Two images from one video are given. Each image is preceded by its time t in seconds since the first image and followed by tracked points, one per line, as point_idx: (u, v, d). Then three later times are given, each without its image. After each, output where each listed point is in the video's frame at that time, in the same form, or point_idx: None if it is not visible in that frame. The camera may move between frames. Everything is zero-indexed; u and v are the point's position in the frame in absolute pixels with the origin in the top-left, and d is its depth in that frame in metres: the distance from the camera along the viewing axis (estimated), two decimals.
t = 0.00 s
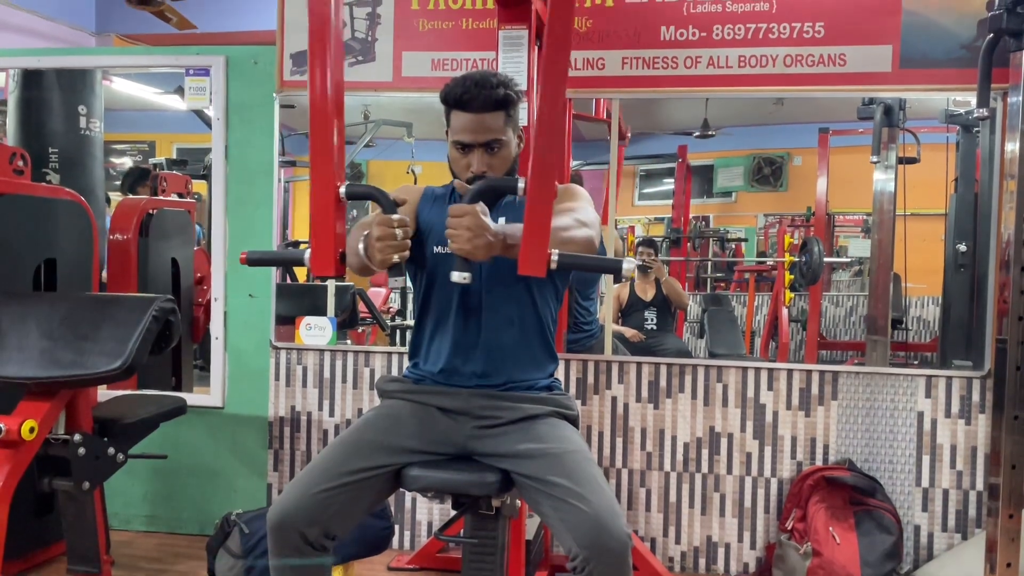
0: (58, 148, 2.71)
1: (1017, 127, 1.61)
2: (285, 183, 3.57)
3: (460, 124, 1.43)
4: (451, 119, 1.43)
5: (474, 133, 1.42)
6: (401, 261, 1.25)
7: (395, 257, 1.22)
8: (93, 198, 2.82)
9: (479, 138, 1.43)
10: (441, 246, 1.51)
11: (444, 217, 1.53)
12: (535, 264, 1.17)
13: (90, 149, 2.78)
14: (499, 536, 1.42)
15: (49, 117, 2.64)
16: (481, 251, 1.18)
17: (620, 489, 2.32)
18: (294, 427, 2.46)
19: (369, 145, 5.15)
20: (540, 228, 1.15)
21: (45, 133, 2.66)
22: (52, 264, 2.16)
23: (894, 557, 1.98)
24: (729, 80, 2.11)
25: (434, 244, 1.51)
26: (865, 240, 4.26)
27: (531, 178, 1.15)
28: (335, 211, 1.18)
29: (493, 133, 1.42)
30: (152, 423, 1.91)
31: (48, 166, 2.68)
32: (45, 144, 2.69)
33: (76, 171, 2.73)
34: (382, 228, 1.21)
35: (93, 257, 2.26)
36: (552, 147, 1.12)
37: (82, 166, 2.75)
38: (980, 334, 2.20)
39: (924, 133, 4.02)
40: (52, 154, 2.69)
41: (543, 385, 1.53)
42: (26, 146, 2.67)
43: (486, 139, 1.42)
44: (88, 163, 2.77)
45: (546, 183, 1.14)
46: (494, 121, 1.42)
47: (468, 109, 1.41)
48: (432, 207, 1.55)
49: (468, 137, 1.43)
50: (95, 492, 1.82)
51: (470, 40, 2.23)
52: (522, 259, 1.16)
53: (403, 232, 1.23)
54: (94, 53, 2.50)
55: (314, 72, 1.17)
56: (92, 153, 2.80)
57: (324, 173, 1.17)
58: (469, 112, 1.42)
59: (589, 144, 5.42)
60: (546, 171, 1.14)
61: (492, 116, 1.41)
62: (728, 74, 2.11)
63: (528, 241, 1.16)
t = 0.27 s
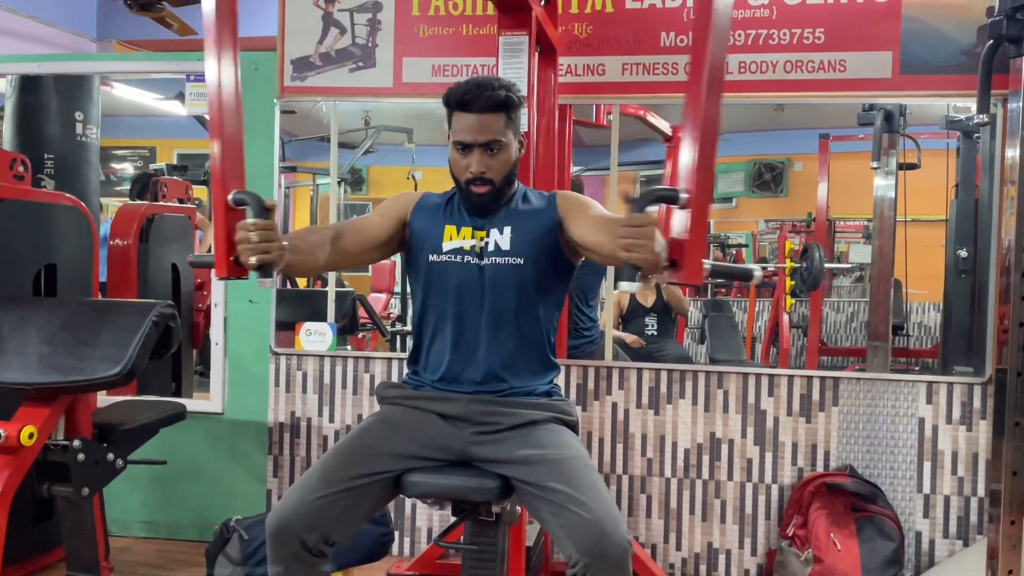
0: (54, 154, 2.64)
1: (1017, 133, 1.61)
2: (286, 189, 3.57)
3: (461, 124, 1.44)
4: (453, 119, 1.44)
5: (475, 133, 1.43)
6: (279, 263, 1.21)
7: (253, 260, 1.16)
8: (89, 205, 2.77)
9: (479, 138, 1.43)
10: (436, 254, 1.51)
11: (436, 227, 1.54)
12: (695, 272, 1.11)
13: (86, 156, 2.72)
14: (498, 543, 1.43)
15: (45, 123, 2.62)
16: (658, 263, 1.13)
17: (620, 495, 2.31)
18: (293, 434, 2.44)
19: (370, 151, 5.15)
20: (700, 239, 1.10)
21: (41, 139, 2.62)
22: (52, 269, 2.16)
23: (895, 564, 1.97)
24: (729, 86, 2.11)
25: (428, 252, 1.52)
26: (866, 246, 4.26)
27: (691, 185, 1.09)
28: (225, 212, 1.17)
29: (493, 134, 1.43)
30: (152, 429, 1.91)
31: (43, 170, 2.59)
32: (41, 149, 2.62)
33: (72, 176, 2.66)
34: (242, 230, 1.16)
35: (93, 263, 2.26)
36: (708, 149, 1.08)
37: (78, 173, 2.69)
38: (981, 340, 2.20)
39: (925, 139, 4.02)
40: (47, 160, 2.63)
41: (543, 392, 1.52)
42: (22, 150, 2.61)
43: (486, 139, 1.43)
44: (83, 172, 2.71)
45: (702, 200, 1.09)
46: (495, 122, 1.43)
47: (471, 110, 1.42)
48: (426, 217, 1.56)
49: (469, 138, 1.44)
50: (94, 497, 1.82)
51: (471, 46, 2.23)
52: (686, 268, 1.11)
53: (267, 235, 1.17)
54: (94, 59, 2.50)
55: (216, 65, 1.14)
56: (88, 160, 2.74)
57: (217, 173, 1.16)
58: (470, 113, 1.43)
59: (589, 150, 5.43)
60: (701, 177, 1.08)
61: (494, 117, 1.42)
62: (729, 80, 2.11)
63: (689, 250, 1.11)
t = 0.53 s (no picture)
0: (53, 160, 2.69)
1: (1017, 138, 1.61)
2: (287, 194, 3.58)
3: (463, 125, 1.47)
4: (455, 121, 1.47)
5: (477, 134, 1.47)
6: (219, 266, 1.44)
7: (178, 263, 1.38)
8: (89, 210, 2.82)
9: (481, 139, 1.47)
10: (431, 260, 1.53)
11: (431, 233, 1.55)
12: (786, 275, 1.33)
13: (85, 161, 2.77)
14: (499, 549, 1.43)
15: (45, 130, 2.65)
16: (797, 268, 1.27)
17: (621, 500, 2.31)
18: (294, 439, 2.44)
19: (370, 156, 5.16)
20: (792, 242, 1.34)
21: (41, 145, 2.66)
22: (53, 275, 2.16)
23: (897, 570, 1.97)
24: (729, 92, 2.12)
25: (424, 258, 1.53)
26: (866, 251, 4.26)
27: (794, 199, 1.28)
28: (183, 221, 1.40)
29: (494, 134, 1.47)
30: (153, 435, 1.90)
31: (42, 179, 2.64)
32: (41, 156, 2.67)
33: (70, 184, 2.72)
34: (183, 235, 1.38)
35: (95, 268, 2.26)
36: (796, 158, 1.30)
37: (77, 179, 2.74)
38: (982, 345, 2.20)
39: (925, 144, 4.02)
40: (47, 167, 2.68)
41: (542, 396, 1.53)
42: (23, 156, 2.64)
43: (488, 140, 1.47)
44: (81, 178, 2.76)
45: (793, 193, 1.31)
46: (496, 124, 1.47)
47: (472, 111, 1.46)
48: (421, 222, 1.57)
49: (471, 138, 1.47)
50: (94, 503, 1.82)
51: (471, 52, 2.24)
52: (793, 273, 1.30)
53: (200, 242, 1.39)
54: (95, 65, 2.50)
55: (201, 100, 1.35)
56: (88, 165, 2.79)
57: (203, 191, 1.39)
58: (471, 114, 1.47)
59: (590, 155, 5.43)
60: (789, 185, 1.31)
61: (495, 118, 1.47)
62: (729, 85, 2.12)
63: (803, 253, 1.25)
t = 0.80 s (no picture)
0: (56, 169, 2.67)
1: (1017, 144, 1.62)
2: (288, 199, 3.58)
3: (463, 123, 1.49)
4: (455, 119, 1.49)
5: (476, 130, 1.48)
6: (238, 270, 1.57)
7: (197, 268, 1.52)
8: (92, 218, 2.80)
9: (480, 135, 1.48)
10: (429, 265, 1.53)
11: (429, 240, 1.55)
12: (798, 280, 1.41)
13: (88, 169, 2.75)
14: (499, 556, 1.42)
15: (47, 136, 2.65)
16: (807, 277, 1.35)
17: (621, 506, 2.30)
18: (294, 444, 2.44)
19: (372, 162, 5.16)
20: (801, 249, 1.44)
21: (43, 152, 2.65)
22: (54, 280, 2.16)
23: None
24: (729, 98, 2.12)
25: (422, 263, 1.54)
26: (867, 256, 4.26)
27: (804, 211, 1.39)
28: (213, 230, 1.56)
29: (494, 131, 1.48)
30: (153, 440, 1.90)
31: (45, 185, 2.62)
32: (43, 164, 2.65)
33: (73, 191, 2.70)
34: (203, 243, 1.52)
35: (97, 274, 2.26)
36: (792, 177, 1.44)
37: (80, 187, 2.72)
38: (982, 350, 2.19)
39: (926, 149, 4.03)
40: (50, 173, 2.66)
41: (543, 403, 1.52)
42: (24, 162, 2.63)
43: (487, 137, 1.48)
44: (84, 185, 2.74)
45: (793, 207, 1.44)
46: (496, 122, 1.49)
47: (471, 110, 1.49)
48: (420, 229, 1.58)
49: (470, 135, 1.48)
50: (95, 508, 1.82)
51: (472, 58, 2.24)
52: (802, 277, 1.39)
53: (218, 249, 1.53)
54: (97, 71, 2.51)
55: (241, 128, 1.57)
56: (89, 173, 2.77)
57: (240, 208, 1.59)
58: (471, 113, 1.49)
59: (591, 161, 5.43)
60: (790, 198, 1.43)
61: (495, 115, 1.48)
62: (729, 91, 2.12)
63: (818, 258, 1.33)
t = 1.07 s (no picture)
0: (62, 175, 2.70)
1: (1017, 150, 1.62)
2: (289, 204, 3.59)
3: (467, 123, 1.52)
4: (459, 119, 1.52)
5: (481, 129, 1.51)
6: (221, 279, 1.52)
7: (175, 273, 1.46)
8: (98, 223, 2.82)
9: (484, 134, 1.51)
10: (433, 272, 1.53)
11: (432, 246, 1.56)
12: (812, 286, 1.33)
13: (93, 175, 2.78)
14: (501, 561, 1.42)
15: (54, 143, 2.66)
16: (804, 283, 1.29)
17: (622, 511, 2.30)
18: (296, 449, 2.44)
19: (372, 166, 5.17)
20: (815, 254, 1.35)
21: (49, 158, 2.67)
22: (56, 285, 2.16)
23: None
24: (730, 104, 2.12)
25: (425, 271, 1.54)
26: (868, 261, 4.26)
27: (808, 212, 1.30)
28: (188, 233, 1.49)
29: (498, 131, 1.51)
30: (155, 446, 1.91)
31: (51, 191, 2.64)
32: (50, 169, 2.68)
33: (80, 197, 2.73)
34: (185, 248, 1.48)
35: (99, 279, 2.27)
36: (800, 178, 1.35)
37: (86, 192, 2.75)
38: (983, 356, 2.19)
39: (926, 154, 4.03)
40: (56, 179, 2.69)
41: (544, 410, 1.53)
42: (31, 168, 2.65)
43: (491, 135, 1.51)
44: (91, 190, 2.77)
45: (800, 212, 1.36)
46: (500, 123, 1.52)
47: (476, 110, 1.52)
48: (420, 237, 1.58)
49: (474, 133, 1.51)
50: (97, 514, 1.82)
51: (474, 64, 2.25)
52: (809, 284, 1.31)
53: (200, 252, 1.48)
54: (99, 77, 2.51)
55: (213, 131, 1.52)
56: (95, 179, 2.80)
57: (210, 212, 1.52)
58: (476, 115, 1.52)
59: (591, 165, 5.44)
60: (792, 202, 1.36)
61: (499, 115, 1.52)
62: (730, 97, 2.12)
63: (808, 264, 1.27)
